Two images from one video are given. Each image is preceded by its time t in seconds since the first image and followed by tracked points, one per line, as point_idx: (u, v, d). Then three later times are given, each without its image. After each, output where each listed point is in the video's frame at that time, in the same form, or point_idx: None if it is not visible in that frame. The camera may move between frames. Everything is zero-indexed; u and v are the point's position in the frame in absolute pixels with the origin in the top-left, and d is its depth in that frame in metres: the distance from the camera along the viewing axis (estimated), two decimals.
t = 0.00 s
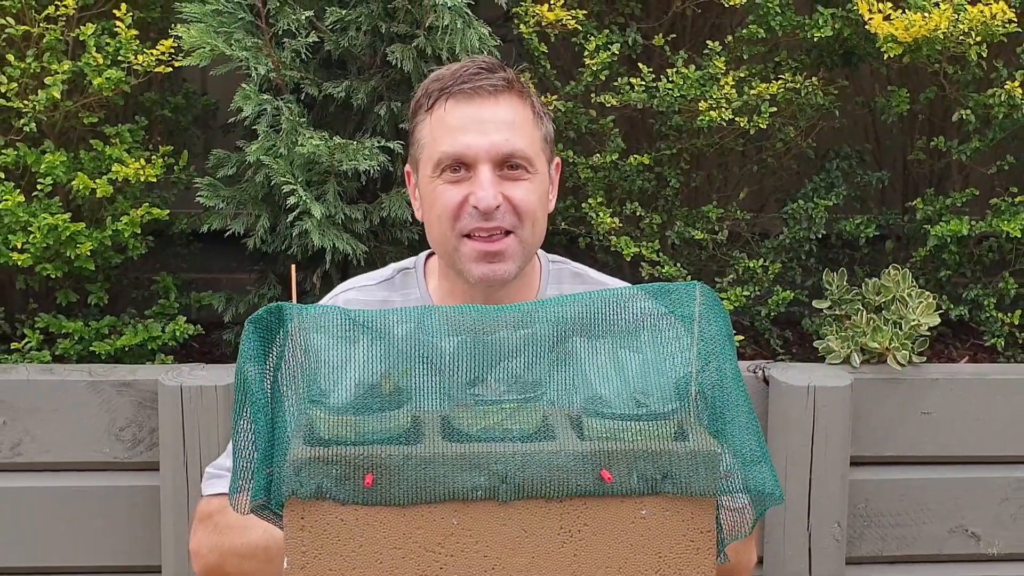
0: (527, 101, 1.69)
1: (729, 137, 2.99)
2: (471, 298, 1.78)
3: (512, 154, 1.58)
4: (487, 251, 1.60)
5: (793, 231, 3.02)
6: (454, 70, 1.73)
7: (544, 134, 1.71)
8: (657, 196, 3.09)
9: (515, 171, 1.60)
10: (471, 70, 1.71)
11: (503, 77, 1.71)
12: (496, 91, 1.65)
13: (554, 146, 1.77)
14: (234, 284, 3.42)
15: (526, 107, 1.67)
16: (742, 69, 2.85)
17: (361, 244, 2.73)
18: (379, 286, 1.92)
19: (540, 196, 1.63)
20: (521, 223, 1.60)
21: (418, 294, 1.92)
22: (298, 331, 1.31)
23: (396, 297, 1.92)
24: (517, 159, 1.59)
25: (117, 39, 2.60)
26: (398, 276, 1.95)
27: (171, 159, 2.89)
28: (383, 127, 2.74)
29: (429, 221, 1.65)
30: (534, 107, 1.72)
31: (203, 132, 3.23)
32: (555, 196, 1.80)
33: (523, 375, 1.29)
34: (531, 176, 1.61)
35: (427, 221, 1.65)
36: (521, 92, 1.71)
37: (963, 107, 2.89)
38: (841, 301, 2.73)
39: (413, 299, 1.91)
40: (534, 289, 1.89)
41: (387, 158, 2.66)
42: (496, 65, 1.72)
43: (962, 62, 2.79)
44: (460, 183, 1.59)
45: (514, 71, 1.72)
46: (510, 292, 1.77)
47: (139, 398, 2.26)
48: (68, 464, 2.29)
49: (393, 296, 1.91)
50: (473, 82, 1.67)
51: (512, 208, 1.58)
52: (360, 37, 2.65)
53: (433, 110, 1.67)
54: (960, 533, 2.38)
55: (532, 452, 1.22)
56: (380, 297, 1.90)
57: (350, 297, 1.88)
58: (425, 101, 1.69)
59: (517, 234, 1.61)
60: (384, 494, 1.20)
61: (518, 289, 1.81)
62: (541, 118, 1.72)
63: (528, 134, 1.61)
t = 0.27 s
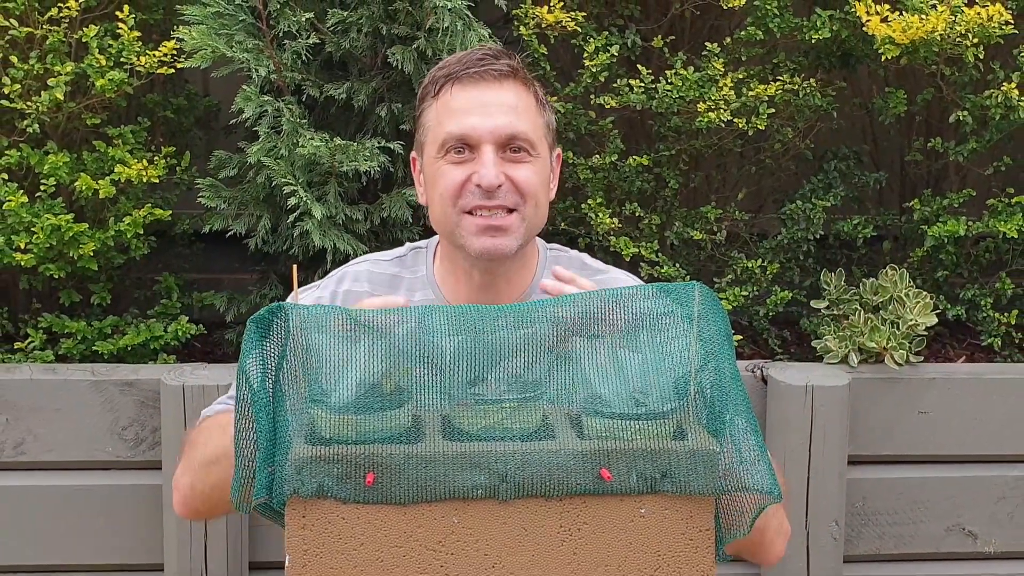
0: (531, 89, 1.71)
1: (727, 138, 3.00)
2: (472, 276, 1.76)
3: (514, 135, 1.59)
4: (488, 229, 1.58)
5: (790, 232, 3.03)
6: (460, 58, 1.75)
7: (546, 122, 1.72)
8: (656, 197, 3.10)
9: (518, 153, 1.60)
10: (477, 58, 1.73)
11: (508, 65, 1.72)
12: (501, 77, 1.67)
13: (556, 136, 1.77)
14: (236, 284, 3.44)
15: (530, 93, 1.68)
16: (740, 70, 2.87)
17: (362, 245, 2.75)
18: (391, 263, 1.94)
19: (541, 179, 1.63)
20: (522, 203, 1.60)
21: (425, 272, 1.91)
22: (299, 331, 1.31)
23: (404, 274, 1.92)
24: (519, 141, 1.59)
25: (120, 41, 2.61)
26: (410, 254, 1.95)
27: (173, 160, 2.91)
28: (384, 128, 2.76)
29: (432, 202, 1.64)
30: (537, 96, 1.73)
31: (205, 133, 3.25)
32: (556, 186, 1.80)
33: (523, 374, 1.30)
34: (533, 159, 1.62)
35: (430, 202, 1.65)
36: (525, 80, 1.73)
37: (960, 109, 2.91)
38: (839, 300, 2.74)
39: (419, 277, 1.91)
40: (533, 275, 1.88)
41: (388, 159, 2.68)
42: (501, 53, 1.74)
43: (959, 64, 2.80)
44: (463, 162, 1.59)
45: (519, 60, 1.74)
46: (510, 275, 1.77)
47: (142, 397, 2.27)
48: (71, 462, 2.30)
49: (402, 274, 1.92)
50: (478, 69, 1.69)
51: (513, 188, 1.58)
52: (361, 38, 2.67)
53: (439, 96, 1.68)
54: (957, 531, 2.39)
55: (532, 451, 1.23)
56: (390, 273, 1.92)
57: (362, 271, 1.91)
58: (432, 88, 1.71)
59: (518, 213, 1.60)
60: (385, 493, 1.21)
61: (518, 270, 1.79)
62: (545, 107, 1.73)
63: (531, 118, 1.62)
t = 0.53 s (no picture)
0: (530, 99, 1.70)
1: (726, 138, 3.02)
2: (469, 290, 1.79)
3: (514, 150, 1.59)
4: (486, 247, 1.62)
5: (788, 232, 3.05)
6: (459, 66, 1.73)
7: (545, 133, 1.72)
8: (655, 197, 3.12)
9: (517, 168, 1.61)
10: (476, 66, 1.71)
11: (507, 75, 1.71)
12: (500, 89, 1.65)
13: (555, 144, 1.78)
14: (237, 284, 3.45)
15: (529, 104, 1.67)
16: (739, 72, 2.89)
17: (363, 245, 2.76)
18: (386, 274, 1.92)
19: (539, 194, 1.64)
20: (520, 220, 1.62)
21: (423, 282, 1.91)
22: (300, 330, 1.32)
23: (402, 285, 1.91)
24: (519, 156, 1.60)
25: (122, 43, 2.63)
26: (404, 265, 1.95)
27: (175, 160, 2.92)
28: (385, 129, 2.77)
29: (430, 214, 1.66)
30: (536, 105, 1.73)
31: (207, 134, 3.26)
32: (555, 194, 1.81)
33: (523, 374, 1.31)
34: (532, 173, 1.62)
35: (428, 214, 1.66)
36: (525, 90, 1.72)
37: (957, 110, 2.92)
38: (836, 300, 2.76)
39: (417, 287, 1.91)
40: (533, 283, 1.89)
41: (389, 160, 2.69)
42: (500, 62, 1.72)
43: (956, 65, 2.81)
44: (462, 177, 1.60)
45: (518, 69, 1.73)
46: (510, 287, 1.79)
47: (144, 397, 2.29)
48: (74, 461, 2.31)
49: (397, 284, 1.91)
50: (477, 80, 1.67)
51: (512, 204, 1.60)
52: (362, 40, 2.68)
53: (438, 106, 1.67)
54: (954, 529, 2.40)
55: (532, 450, 1.24)
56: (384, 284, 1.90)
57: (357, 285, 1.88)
58: (430, 96, 1.70)
59: (516, 231, 1.62)
60: (386, 492, 1.22)
61: (516, 282, 1.81)
62: (544, 117, 1.72)
63: (531, 132, 1.62)
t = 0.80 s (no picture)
0: (530, 107, 1.70)
1: (725, 139, 3.03)
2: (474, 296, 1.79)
3: (514, 158, 1.59)
4: (489, 253, 1.61)
5: (787, 233, 3.06)
6: (459, 75, 1.74)
7: (546, 140, 1.72)
8: (654, 198, 3.13)
9: (518, 175, 1.61)
10: (475, 75, 1.72)
11: (507, 83, 1.71)
12: (500, 97, 1.66)
13: (556, 151, 1.78)
14: (240, 284, 3.47)
15: (529, 112, 1.68)
16: (737, 73, 2.90)
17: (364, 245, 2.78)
18: (384, 288, 1.92)
19: (541, 200, 1.64)
20: (522, 226, 1.62)
21: (423, 295, 1.93)
22: (302, 330, 1.33)
23: (401, 298, 1.92)
24: (519, 164, 1.60)
25: (125, 44, 2.64)
26: (402, 278, 1.95)
27: (178, 161, 2.94)
28: (386, 130, 2.79)
29: (432, 223, 1.66)
30: (536, 113, 1.73)
31: (209, 135, 3.28)
32: (557, 201, 1.81)
33: (523, 373, 1.32)
34: (532, 181, 1.63)
35: (430, 223, 1.66)
36: (525, 98, 1.72)
37: (955, 111, 2.93)
38: (834, 300, 2.78)
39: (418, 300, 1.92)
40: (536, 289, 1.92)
41: (390, 160, 2.71)
42: (500, 71, 1.73)
43: (953, 66, 2.82)
44: (463, 186, 1.60)
45: (518, 77, 1.73)
46: (513, 294, 1.80)
47: (147, 396, 2.30)
48: (77, 460, 2.33)
49: (398, 297, 1.92)
50: (477, 88, 1.68)
51: (513, 211, 1.60)
52: (363, 42, 2.70)
53: (438, 115, 1.68)
54: (951, 528, 2.42)
55: (532, 449, 1.25)
56: (384, 299, 1.91)
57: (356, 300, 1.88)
58: (430, 106, 1.71)
59: (518, 237, 1.62)
60: (387, 491, 1.23)
61: (519, 287, 1.81)
62: (544, 125, 1.73)
63: (531, 139, 1.62)
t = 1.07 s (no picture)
0: (527, 96, 1.71)
1: (724, 140, 3.05)
2: (480, 284, 1.78)
3: (512, 144, 1.60)
4: (491, 240, 1.61)
5: (785, 233, 3.08)
6: (455, 68, 1.76)
7: (544, 127, 1.72)
8: (653, 198, 3.15)
9: (516, 162, 1.61)
10: (471, 67, 1.73)
11: (503, 74, 1.73)
12: (496, 87, 1.67)
13: (555, 139, 1.78)
14: (241, 284, 3.49)
15: (526, 100, 1.69)
16: (736, 75, 2.91)
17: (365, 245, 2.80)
18: (396, 277, 1.92)
19: (541, 186, 1.64)
20: (523, 212, 1.61)
21: (433, 281, 1.91)
22: (303, 329, 1.35)
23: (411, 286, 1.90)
24: (517, 150, 1.60)
25: (127, 46, 2.65)
26: (414, 266, 1.94)
27: (180, 162, 2.95)
28: (386, 131, 2.80)
29: (435, 213, 1.66)
30: (534, 102, 1.74)
31: (211, 136, 3.29)
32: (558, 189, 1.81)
33: (523, 372, 1.33)
34: (531, 167, 1.63)
35: (433, 213, 1.66)
36: (521, 87, 1.73)
37: (952, 113, 2.95)
38: (832, 300, 2.80)
39: (428, 287, 1.90)
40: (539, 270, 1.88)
41: (391, 161, 2.72)
42: (495, 61, 1.75)
43: (951, 68, 2.84)
44: (463, 175, 1.61)
45: (513, 66, 1.75)
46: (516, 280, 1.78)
47: (149, 395, 2.32)
48: (80, 459, 2.34)
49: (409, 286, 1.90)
50: (473, 79, 1.69)
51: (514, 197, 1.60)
52: (363, 43, 2.71)
53: (436, 107, 1.69)
54: (948, 526, 2.43)
55: (531, 447, 1.26)
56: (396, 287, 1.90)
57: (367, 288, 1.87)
58: (429, 99, 1.72)
59: (520, 222, 1.62)
60: (388, 489, 1.24)
61: (524, 274, 1.80)
62: (542, 113, 1.73)
63: (529, 126, 1.63)
